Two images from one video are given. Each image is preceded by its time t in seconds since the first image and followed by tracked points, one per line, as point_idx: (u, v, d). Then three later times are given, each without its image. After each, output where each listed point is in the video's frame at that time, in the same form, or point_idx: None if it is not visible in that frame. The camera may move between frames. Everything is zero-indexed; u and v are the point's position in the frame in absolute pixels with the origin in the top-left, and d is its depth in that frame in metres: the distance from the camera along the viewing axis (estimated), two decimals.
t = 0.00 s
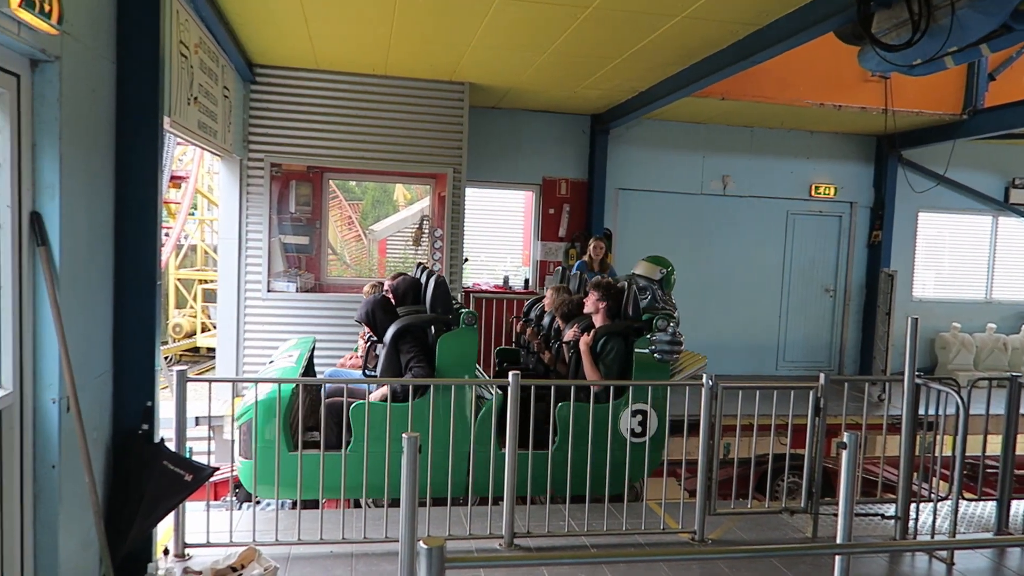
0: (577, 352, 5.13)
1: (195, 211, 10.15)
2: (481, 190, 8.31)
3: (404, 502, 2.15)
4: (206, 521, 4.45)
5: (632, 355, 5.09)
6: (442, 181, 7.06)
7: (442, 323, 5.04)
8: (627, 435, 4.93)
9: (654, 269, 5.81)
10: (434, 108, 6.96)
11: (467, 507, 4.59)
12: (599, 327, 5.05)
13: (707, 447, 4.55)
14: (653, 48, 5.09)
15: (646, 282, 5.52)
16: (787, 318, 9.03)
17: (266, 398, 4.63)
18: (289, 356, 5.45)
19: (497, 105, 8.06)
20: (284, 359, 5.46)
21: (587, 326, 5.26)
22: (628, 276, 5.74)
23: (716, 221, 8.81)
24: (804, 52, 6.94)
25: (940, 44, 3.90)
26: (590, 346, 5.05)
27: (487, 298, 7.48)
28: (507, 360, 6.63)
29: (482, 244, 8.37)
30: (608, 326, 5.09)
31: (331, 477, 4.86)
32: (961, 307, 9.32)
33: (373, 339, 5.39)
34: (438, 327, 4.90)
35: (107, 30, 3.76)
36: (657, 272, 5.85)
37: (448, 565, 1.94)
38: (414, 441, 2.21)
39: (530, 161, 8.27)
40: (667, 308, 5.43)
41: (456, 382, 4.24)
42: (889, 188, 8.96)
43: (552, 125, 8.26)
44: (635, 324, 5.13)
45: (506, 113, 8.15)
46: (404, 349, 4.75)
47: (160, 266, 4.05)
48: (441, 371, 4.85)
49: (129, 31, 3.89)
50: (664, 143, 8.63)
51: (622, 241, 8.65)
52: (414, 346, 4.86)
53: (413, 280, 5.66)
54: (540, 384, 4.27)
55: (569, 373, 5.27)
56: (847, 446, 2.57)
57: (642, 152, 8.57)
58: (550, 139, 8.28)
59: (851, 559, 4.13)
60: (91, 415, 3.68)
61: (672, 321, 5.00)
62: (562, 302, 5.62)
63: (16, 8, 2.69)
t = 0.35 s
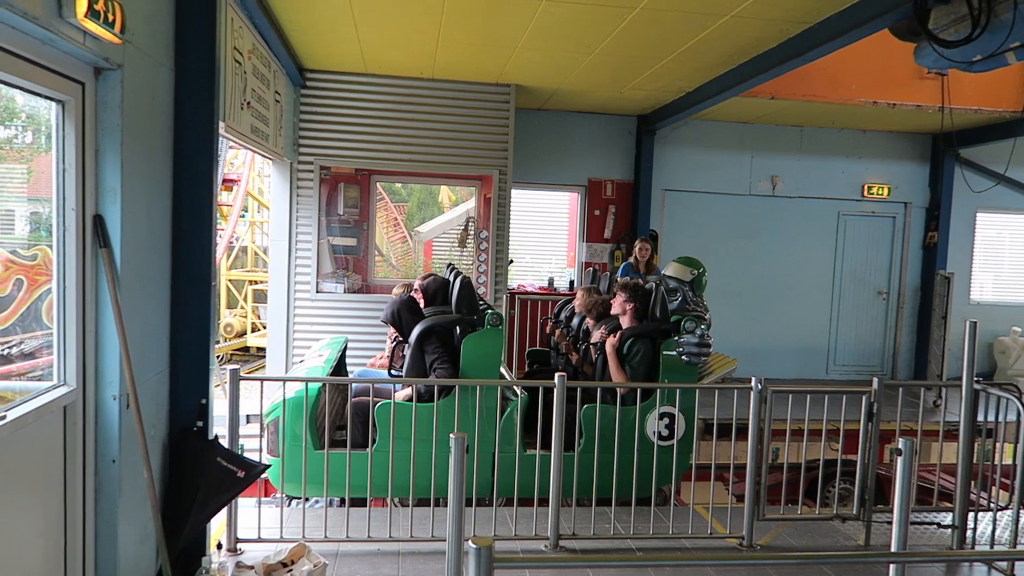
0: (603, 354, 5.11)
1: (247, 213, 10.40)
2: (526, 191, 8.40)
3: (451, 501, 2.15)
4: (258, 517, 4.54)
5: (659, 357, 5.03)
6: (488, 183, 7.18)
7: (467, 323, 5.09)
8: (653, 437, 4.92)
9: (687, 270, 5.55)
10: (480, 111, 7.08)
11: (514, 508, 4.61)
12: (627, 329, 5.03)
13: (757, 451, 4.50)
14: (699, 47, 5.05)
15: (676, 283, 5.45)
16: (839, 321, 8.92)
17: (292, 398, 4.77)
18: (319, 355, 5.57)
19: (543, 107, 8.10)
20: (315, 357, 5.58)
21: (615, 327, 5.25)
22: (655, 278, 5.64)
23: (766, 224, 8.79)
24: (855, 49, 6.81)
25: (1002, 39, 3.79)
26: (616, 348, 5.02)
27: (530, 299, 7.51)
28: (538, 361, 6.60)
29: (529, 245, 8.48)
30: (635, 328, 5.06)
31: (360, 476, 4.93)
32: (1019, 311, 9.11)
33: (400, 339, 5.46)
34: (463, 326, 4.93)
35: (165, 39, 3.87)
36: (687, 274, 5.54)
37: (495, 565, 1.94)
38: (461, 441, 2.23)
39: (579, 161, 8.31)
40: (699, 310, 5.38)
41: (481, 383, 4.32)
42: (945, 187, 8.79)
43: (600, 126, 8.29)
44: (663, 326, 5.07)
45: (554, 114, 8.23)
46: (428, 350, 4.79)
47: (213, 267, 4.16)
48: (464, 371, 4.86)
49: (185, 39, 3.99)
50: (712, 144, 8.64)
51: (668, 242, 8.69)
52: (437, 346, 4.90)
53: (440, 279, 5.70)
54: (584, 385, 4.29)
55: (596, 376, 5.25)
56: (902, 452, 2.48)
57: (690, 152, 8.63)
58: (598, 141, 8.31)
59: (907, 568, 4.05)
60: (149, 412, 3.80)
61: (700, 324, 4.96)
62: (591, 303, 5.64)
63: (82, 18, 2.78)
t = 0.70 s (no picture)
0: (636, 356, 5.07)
1: (286, 217, 10.54)
2: (563, 193, 8.40)
3: (490, 503, 2.14)
4: (299, 516, 4.60)
5: (693, 360, 4.96)
6: (525, 185, 7.21)
7: (499, 325, 5.06)
8: (689, 441, 4.86)
9: (721, 271, 5.46)
10: (517, 113, 7.12)
11: (552, 510, 4.62)
12: (660, 331, 4.98)
13: (799, 456, 4.43)
14: (740, 46, 5.00)
15: (710, 283, 5.41)
16: (881, 323, 8.77)
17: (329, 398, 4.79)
18: (355, 356, 5.63)
19: (580, 109, 8.09)
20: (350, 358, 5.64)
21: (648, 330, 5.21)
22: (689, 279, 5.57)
23: (807, 224, 8.67)
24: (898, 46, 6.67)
25: None
26: (648, 351, 4.98)
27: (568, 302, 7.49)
28: (571, 363, 6.56)
29: (565, 247, 8.50)
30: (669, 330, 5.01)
31: (394, 478, 4.95)
32: None
33: (433, 341, 5.49)
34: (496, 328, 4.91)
35: (210, 46, 3.95)
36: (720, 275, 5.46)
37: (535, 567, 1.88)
38: (499, 444, 2.23)
39: (616, 163, 8.28)
40: (734, 312, 5.30)
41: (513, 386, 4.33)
42: (994, 186, 8.59)
43: (638, 128, 8.26)
44: (696, 328, 5.00)
45: (591, 116, 8.22)
46: (460, 353, 4.77)
47: (255, 270, 4.23)
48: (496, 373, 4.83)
49: (229, 46, 4.07)
50: (751, 144, 8.55)
51: (707, 243, 8.62)
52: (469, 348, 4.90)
53: (472, 281, 5.68)
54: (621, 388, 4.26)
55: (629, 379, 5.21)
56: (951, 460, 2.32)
57: (729, 153, 8.55)
58: (636, 143, 8.28)
59: None
60: (195, 413, 3.87)
61: (735, 326, 4.85)
62: (624, 305, 5.61)
63: (131, 27, 2.85)
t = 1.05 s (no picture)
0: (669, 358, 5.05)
1: (319, 219, 10.66)
2: (594, 194, 8.40)
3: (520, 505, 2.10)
4: (332, 516, 4.64)
5: (727, 362, 4.92)
6: (556, 187, 7.21)
7: (532, 327, 5.06)
8: (722, 445, 4.83)
9: (756, 273, 5.40)
10: (547, 115, 7.12)
11: (583, 512, 4.61)
12: (693, 333, 4.95)
13: (835, 459, 4.36)
14: (773, 45, 4.94)
15: (745, 286, 5.32)
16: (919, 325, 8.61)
17: (361, 399, 4.86)
18: (387, 358, 5.67)
19: (611, 110, 8.07)
20: (382, 360, 5.68)
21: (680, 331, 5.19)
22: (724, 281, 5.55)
23: (841, 225, 8.54)
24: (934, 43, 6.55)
25: None
26: (681, 353, 4.96)
27: (599, 304, 7.47)
28: (603, 366, 6.54)
29: (596, 248, 8.50)
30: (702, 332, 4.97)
31: (425, 479, 4.98)
32: None
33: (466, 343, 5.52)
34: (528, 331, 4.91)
35: (246, 52, 4.01)
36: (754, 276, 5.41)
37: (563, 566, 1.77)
38: (529, 445, 2.17)
39: (648, 164, 8.24)
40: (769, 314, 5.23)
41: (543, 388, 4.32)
42: None
43: (670, 128, 8.22)
44: (731, 330, 4.97)
45: (621, 117, 8.19)
46: (493, 356, 4.80)
47: (290, 272, 4.28)
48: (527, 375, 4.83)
49: (265, 51, 4.13)
50: (784, 144, 8.45)
51: (739, 244, 8.55)
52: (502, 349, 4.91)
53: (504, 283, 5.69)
54: (653, 390, 4.24)
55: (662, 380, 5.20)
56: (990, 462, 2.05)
57: (763, 153, 8.46)
58: (668, 143, 8.23)
59: None
60: (230, 413, 3.93)
61: (770, 328, 4.76)
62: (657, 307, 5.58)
63: (169, 35, 2.90)
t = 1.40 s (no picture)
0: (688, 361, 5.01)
1: (337, 222, 10.72)
2: (611, 196, 8.38)
3: (538, 507, 2.08)
4: (351, 517, 4.66)
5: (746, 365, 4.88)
6: (574, 188, 7.21)
7: (549, 329, 5.05)
8: (741, 448, 4.78)
9: (775, 275, 5.37)
10: (566, 116, 7.12)
11: (601, 515, 4.59)
12: (711, 336, 4.90)
13: (856, 463, 4.30)
14: (792, 45, 4.91)
15: (763, 288, 5.32)
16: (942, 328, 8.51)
17: (380, 400, 4.88)
18: (404, 360, 5.69)
19: (629, 111, 8.05)
20: (401, 361, 5.70)
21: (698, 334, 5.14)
22: (742, 283, 5.49)
23: (862, 226, 8.46)
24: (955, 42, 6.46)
25: None
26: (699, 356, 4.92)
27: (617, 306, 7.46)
28: (620, 368, 6.51)
29: (614, 250, 8.48)
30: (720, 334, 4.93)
31: (443, 480, 4.99)
32: None
33: (483, 345, 5.52)
34: (545, 332, 4.89)
35: (266, 56, 4.04)
36: (775, 279, 5.36)
37: (585, 570, 1.79)
38: (548, 447, 2.20)
39: (666, 165, 8.21)
40: (789, 318, 5.19)
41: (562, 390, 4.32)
42: None
43: (688, 130, 8.19)
44: (749, 333, 4.92)
45: (639, 119, 8.17)
46: (509, 357, 4.79)
47: (309, 273, 4.31)
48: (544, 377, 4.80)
49: (285, 55, 4.16)
50: (803, 145, 8.39)
51: (758, 246, 8.49)
52: (520, 351, 4.90)
53: (519, 286, 5.69)
54: (671, 392, 4.21)
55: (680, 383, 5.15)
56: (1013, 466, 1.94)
57: (782, 154, 8.40)
58: (686, 145, 8.20)
59: None
60: (250, 414, 3.97)
61: (788, 331, 4.80)
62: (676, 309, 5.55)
63: (191, 39, 2.93)
